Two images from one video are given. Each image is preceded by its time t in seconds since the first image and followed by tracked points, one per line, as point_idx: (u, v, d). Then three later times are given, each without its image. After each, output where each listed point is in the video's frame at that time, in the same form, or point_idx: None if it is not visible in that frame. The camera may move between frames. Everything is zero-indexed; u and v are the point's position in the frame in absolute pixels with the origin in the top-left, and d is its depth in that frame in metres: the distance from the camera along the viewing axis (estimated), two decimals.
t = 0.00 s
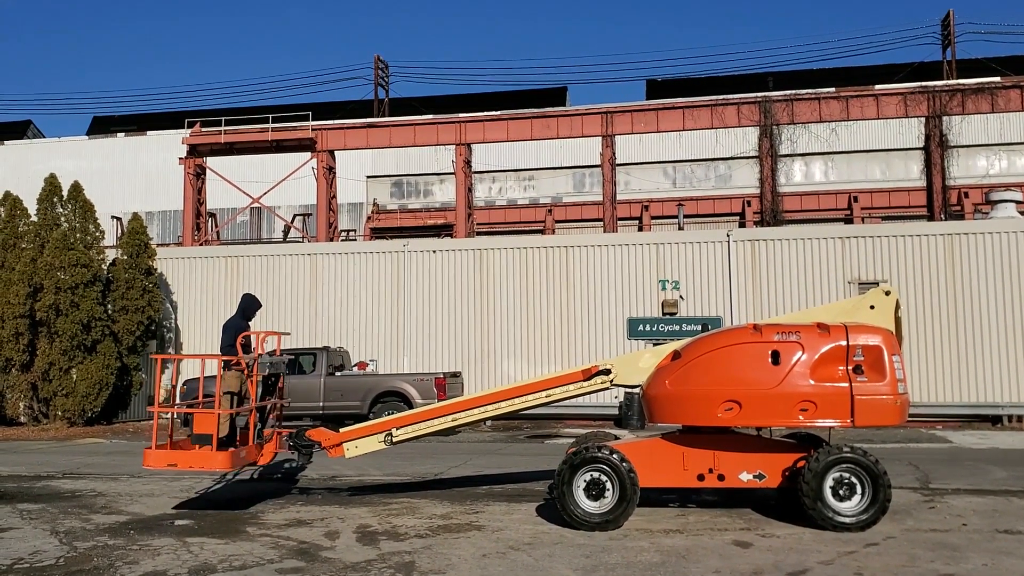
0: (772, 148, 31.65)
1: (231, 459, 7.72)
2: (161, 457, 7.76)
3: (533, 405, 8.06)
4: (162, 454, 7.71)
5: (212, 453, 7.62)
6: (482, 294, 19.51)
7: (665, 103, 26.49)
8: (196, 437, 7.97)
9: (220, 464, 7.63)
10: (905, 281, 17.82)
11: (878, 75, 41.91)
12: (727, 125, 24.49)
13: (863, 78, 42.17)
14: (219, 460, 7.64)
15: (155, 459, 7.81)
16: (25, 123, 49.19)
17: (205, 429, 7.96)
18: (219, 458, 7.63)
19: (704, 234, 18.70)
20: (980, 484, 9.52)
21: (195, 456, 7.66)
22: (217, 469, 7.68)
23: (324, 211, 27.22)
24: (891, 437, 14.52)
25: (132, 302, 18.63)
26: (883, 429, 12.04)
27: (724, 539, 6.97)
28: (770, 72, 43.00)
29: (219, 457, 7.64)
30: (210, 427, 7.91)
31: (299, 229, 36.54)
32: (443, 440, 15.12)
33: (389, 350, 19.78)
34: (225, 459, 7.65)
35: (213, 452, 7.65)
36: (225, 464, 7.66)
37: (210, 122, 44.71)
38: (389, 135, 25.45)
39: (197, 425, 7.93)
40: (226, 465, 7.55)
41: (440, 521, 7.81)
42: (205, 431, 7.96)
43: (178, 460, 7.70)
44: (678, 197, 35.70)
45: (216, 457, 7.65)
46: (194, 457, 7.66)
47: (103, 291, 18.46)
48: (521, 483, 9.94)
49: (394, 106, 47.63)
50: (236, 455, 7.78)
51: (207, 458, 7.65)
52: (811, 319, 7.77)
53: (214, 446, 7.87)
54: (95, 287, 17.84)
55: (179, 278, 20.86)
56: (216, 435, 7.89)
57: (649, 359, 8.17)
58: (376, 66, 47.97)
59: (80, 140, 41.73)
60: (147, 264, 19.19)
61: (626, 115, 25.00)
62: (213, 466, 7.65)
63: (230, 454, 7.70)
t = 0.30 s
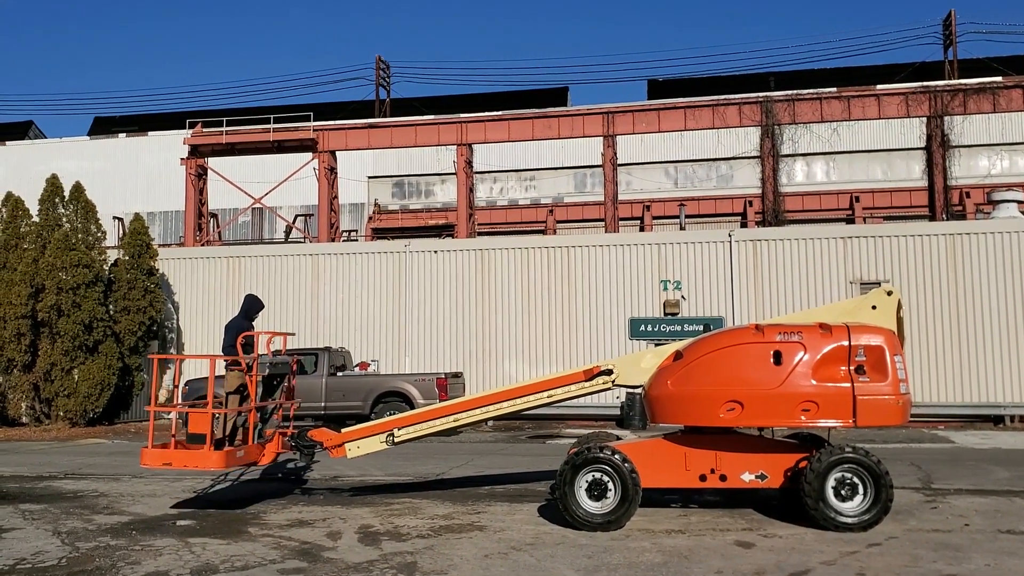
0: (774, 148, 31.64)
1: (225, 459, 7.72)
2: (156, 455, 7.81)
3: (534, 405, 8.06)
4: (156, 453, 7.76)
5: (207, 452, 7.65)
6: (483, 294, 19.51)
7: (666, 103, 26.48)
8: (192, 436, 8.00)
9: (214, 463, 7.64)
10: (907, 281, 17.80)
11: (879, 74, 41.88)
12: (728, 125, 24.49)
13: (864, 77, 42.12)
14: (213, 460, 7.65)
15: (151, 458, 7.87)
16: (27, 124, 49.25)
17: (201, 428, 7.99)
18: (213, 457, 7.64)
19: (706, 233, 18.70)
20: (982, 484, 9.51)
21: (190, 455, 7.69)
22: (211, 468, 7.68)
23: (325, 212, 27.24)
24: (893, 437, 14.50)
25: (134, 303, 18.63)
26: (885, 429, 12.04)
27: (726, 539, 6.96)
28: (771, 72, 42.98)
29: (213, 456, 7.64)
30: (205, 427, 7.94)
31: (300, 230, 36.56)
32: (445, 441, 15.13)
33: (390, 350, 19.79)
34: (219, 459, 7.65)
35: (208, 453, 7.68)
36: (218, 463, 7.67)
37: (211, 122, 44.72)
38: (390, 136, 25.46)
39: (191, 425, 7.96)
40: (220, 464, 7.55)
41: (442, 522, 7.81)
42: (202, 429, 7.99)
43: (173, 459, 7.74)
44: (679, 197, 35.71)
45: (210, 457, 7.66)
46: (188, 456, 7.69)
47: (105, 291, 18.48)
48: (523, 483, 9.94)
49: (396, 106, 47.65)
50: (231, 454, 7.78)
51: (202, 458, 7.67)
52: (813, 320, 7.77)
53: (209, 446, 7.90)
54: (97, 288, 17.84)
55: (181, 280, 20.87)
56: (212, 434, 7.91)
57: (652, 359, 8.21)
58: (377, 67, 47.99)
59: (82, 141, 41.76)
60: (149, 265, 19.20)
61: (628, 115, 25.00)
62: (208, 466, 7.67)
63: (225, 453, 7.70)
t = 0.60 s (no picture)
0: (775, 148, 31.63)
1: (220, 458, 7.71)
2: (154, 454, 7.90)
3: (535, 406, 8.06)
4: (154, 452, 7.83)
5: (200, 452, 7.66)
6: (484, 294, 19.51)
7: (668, 103, 26.47)
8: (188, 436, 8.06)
9: (208, 462, 7.63)
10: (908, 282, 17.79)
11: (881, 75, 41.83)
12: (730, 126, 24.46)
13: (865, 78, 42.08)
14: (207, 459, 7.65)
15: (149, 457, 7.96)
16: (29, 124, 49.28)
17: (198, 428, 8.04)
18: (207, 456, 7.64)
19: (707, 234, 18.69)
20: (984, 485, 9.50)
21: (185, 454, 7.71)
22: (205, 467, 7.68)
23: (327, 213, 27.25)
24: (895, 438, 14.48)
25: (136, 303, 18.64)
26: (887, 430, 12.04)
27: (728, 540, 6.96)
28: (772, 73, 42.93)
29: (207, 456, 7.65)
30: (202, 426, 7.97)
31: (302, 230, 36.57)
32: (446, 441, 15.14)
33: (391, 351, 19.80)
34: (213, 458, 7.65)
35: (202, 452, 7.69)
36: (213, 462, 7.66)
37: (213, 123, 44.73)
38: (392, 136, 25.46)
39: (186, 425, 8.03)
40: (214, 463, 7.54)
41: (443, 523, 7.81)
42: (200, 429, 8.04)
43: (168, 458, 7.78)
44: (681, 198, 35.69)
45: (205, 456, 7.66)
46: (183, 455, 7.72)
47: (107, 292, 18.49)
48: (524, 484, 9.93)
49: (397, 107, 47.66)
50: (226, 454, 7.77)
51: (196, 457, 7.69)
52: (815, 320, 7.77)
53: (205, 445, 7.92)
54: (99, 288, 17.84)
55: (183, 281, 20.88)
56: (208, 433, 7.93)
57: (652, 360, 8.20)
58: (379, 67, 47.99)
59: (84, 141, 41.80)
60: (150, 265, 19.22)
61: (629, 115, 24.99)
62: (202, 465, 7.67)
63: (219, 452, 7.70)
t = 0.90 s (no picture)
0: (777, 149, 31.64)
1: (215, 457, 7.73)
2: (152, 453, 8.00)
3: (538, 407, 8.05)
4: (151, 451, 7.94)
5: (195, 451, 7.71)
6: (485, 294, 19.51)
7: (669, 104, 26.45)
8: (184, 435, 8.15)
9: (203, 461, 7.67)
10: (909, 284, 17.78)
11: (883, 75, 41.79)
12: (731, 127, 24.44)
13: (867, 79, 42.03)
14: (202, 458, 7.68)
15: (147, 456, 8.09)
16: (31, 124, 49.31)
17: (196, 427, 8.10)
18: (202, 455, 7.68)
19: (708, 235, 18.69)
20: (985, 486, 9.48)
21: (181, 453, 7.77)
22: (200, 466, 7.72)
23: (329, 214, 27.28)
24: (897, 439, 14.48)
25: (137, 303, 18.64)
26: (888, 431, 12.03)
27: (729, 540, 6.96)
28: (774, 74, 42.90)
29: (202, 455, 7.68)
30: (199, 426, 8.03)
31: (303, 231, 36.58)
32: (448, 442, 15.13)
33: (393, 352, 19.81)
34: (208, 457, 7.68)
35: (196, 451, 7.74)
36: (207, 461, 7.69)
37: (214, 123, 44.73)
38: (393, 137, 25.45)
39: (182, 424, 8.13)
40: (209, 462, 7.59)
41: (445, 523, 7.81)
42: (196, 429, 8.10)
43: (166, 457, 7.86)
44: (682, 199, 35.68)
45: (200, 456, 7.70)
46: (179, 454, 7.77)
47: (108, 293, 18.52)
48: (525, 485, 9.93)
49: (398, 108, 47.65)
50: (221, 453, 7.79)
51: (191, 456, 7.73)
52: (816, 321, 7.77)
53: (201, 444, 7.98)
54: (100, 288, 17.87)
55: (184, 282, 20.89)
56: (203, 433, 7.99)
57: (653, 359, 8.21)
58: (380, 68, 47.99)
59: (85, 142, 41.83)
60: (152, 266, 19.22)
61: (630, 116, 24.97)
62: (197, 464, 7.72)
63: (215, 452, 7.73)
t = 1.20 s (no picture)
0: (777, 151, 31.65)
1: (210, 457, 7.78)
2: (150, 453, 8.05)
3: (538, 408, 8.05)
4: (148, 451, 8.01)
5: (189, 451, 7.77)
6: (486, 296, 19.51)
7: (670, 105, 26.45)
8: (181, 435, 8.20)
9: (198, 460, 7.72)
10: (910, 285, 17.77)
11: (883, 76, 41.78)
12: (732, 128, 24.45)
13: (868, 79, 42.01)
14: (197, 457, 7.74)
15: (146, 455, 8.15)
16: (31, 125, 49.34)
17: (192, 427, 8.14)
18: (197, 455, 7.73)
19: (710, 236, 18.68)
20: (986, 488, 9.48)
21: (176, 453, 7.83)
22: (196, 466, 7.76)
23: (329, 214, 27.30)
24: (898, 441, 14.47)
25: (138, 304, 18.63)
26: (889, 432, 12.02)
27: (730, 541, 6.95)
28: (775, 75, 42.91)
29: (197, 455, 7.73)
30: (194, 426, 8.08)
31: (304, 232, 36.59)
32: (448, 443, 15.13)
33: (394, 353, 19.80)
34: (203, 457, 7.74)
35: (191, 451, 7.79)
36: (202, 460, 7.74)
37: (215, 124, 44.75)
38: (394, 138, 25.46)
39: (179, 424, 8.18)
40: (203, 462, 7.66)
41: (445, 524, 7.81)
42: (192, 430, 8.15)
43: (164, 455, 7.91)
44: (683, 200, 35.70)
45: (195, 456, 7.76)
46: (175, 454, 7.82)
47: (109, 294, 18.53)
48: (526, 486, 9.93)
49: (399, 108, 47.66)
50: (217, 452, 7.82)
51: (187, 455, 7.78)
52: (817, 323, 7.77)
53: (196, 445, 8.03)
54: (101, 289, 17.89)
55: (185, 283, 20.89)
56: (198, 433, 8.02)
57: (655, 361, 8.11)
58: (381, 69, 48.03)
59: (86, 143, 41.85)
60: (153, 267, 19.21)
61: (631, 117, 24.95)
62: (192, 465, 7.78)
63: (210, 452, 7.77)
